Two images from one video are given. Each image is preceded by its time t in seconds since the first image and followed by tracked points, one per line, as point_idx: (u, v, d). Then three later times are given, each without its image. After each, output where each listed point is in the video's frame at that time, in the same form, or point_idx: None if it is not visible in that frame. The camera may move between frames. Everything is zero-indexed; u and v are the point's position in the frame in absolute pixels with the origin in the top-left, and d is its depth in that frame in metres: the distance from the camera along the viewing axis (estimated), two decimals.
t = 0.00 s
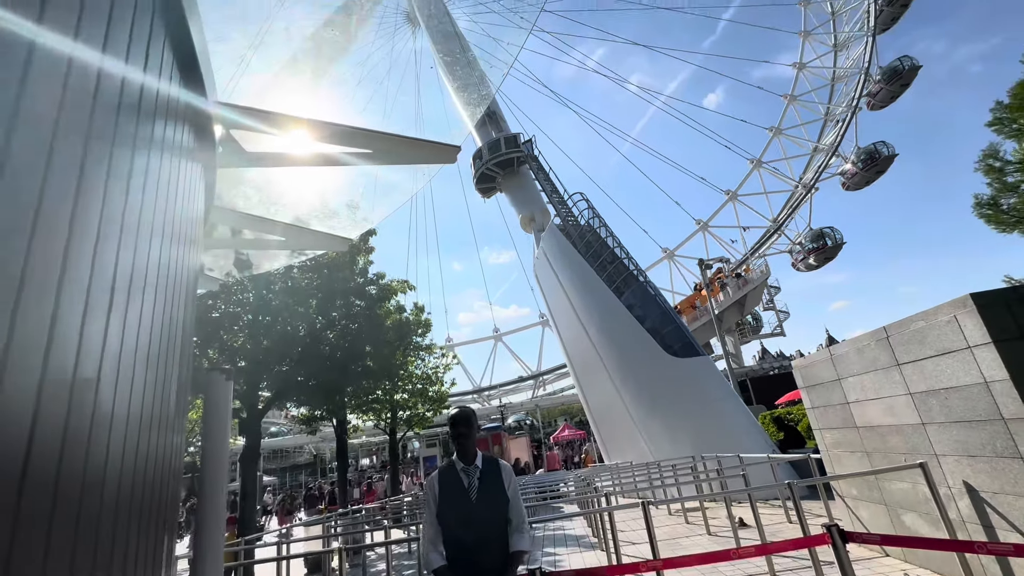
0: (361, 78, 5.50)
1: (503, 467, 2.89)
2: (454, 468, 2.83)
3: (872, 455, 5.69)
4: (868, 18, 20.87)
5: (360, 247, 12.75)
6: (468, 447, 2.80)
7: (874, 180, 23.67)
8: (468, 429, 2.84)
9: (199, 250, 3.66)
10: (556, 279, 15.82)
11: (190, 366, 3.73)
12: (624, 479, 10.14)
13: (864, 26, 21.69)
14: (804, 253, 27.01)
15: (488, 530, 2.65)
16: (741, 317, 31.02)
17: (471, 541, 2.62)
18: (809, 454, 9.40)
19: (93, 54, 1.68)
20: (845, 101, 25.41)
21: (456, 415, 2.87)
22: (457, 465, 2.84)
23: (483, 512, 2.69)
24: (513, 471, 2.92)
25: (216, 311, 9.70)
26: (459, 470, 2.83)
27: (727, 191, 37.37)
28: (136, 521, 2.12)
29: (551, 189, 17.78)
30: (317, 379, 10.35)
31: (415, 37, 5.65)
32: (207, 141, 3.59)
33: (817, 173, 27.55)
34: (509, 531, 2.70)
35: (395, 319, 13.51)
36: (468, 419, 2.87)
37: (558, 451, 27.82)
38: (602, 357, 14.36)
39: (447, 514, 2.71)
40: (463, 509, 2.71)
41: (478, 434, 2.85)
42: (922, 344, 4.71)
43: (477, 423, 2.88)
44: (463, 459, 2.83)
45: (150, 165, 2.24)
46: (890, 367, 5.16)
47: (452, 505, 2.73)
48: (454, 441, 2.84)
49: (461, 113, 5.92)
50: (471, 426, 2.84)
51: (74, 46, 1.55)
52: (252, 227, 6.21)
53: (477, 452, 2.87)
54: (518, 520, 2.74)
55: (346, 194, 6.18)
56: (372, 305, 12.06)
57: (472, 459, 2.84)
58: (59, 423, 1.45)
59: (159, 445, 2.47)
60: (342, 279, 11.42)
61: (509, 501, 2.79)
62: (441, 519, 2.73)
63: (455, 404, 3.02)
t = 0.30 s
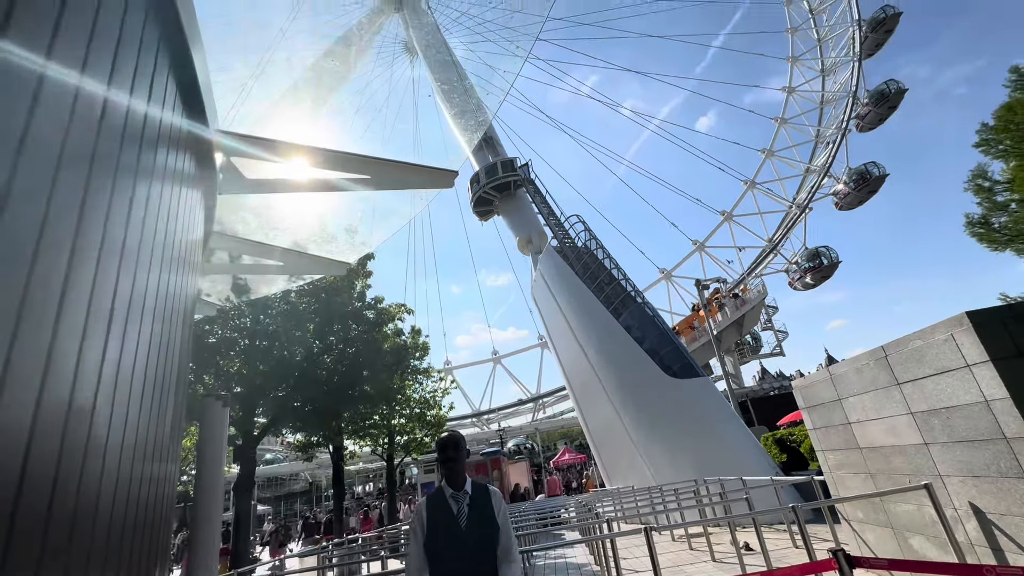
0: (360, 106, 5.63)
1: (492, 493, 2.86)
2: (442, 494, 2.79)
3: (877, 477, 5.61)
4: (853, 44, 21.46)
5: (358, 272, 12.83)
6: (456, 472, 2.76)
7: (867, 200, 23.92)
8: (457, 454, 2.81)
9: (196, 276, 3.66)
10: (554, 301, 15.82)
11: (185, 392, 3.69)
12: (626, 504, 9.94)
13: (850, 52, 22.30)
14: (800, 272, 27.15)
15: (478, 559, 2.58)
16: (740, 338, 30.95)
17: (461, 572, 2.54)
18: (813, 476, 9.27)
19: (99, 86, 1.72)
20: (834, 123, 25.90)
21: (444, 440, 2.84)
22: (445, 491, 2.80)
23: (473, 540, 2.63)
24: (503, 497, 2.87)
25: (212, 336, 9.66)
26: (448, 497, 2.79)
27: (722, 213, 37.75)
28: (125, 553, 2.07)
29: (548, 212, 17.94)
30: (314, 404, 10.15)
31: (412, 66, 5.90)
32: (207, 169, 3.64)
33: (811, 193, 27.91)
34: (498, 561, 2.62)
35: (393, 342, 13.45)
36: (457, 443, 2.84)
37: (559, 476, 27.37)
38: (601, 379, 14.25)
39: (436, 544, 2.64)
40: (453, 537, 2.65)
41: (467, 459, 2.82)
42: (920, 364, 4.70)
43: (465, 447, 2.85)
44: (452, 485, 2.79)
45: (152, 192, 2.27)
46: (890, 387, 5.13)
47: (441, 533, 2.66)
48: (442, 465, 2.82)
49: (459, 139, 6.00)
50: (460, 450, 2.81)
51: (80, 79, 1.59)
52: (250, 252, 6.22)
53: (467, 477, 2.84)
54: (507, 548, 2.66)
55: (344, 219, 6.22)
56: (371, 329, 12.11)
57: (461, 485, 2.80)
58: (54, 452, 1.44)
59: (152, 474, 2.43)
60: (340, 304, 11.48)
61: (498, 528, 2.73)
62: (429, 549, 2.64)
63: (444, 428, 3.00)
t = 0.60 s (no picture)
0: (361, 130, 5.76)
1: (483, 519, 2.80)
2: (432, 520, 2.73)
3: (883, 497, 5.51)
4: (844, 64, 21.84)
5: (358, 293, 12.82)
6: (447, 497, 2.71)
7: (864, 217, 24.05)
8: (448, 479, 2.76)
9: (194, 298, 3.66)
10: (554, 320, 15.75)
11: (180, 416, 3.64)
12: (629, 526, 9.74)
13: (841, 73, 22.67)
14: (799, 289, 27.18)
15: None
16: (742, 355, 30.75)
17: None
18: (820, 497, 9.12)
19: (100, 114, 1.75)
20: (829, 142, 26.20)
21: (435, 465, 2.79)
22: (436, 517, 2.75)
23: (464, 568, 2.57)
24: (494, 522, 2.82)
25: (210, 358, 9.68)
26: (438, 524, 2.73)
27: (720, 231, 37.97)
28: None
29: (547, 231, 18.03)
30: (313, 426, 9.97)
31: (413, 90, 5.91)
32: (207, 193, 3.67)
33: (808, 210, 28.10)
34: None
35: (393, 363, 13.37)
36: (448, 468, 2.80)
37: (561, 498, 26.92)
38: (602, 398, 14.11)
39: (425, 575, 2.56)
40: (443, 565, 2.58)
41: (458, 485, 2.77)
42: (923, 381, 4.66)
43: (456, 472, 2.80)
44: (443, 511, 2.74)
45: (151, 216, 2.29)
46: (893, 405, 5.08)
47: (431, 562, 2.59)
48: (432, 490, 2.76)
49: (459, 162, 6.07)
50: (451, 476, 2.76)
51: (81, 109, 1.62)
52: (250, 275, 6.23)
53: (458, 504, 2.78)
54: None
55: (344, 240, 6.25)
56: (368, 350, 12.09)
57: (452, 510, 2.75)
58: (43, 479, 1.43)
59: (144, 500, 2.39)
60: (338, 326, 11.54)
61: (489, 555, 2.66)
62: None
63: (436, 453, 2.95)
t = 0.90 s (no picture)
0: (364, 150, 5.77)
1: (482, 543, 2.75)
2: (431, 545, 2.67)
3: (895, 517, 5.39)
4: (840, 82, 22.14)
5: (359, 311, 12.81)
6: (445, 521, 2.67)
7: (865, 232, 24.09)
8: (446, 502, 2.72)
9: (194, 319, 3.65)
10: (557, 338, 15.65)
11: (177, 438, 3.60)
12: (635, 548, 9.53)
13: (837, 90, 22.98)
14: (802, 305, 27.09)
15: None
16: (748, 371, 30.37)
17: None
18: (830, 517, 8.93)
19: (104, 139, 1.76)
20: (827, 157, 26.40)
21: (433, 487, 2.75)
22: (434, 541, 2.69)
23: None
24: (494, 546, 2.77)
25: (211, 378, 9.86)
26: (437, 548, 2.68)
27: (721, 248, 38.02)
28: None
29: (548, 249, 18.10)
30: (314, 447, 9.80)
31: (415, 112, 6.01)
32: (208, 214, 3.69)
33: (808, 226, 28.18)
34: None
35: (394, 382, 13.27)
36: (446, 491, 2.76)
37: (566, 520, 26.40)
38: (605, 416, 13.95)
39: None
40: None
41: (457, 508, 2.72)
42: (930, 398, 4.62)
43: (455, 494, 2.76)
44: (441, 535, 2.69)
45: (152, 238, 2.29)
46: (901, 422, 5.01)
47: None
48: (430, 514, 2.70)
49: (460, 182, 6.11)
50: (450, 498, 2.72)
51: (86, 135, 1.63)
52: (251, 295, 6.22)
53: (456, 527, 2.73)
54: None
55: (345, 260, 6.28)
56: (370, 368, 11.92)
57: (450, 535, 2.69)
58: (38, 506, 1.41)
59: (140, 524, 2.35)
60: (339, 344, 11.61)
61: None
62: None
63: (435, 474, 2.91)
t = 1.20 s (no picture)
0: (368, 169, 5.81)
1: (488, 565, 2.69)
2: (435, 567, 2.62)
3: (908, 537, 5.26)
4: (837, 99, 22.35)
5: (362, 329, 12.80)
6: (450, 543, 2.62)
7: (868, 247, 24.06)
8: (451, 524, 2.67)
9: (198, 339, 3.65)
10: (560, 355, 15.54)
11: (179, 458, 3.57)
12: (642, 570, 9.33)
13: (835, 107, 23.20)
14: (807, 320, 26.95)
15: None
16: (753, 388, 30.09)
17: None
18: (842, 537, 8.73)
19: (114, 162, 1.79)
20: (827, 173, 26.52)
21: (437, 508, 2.71)
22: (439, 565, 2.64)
23: None
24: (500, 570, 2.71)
25: (212, 399, 9.94)
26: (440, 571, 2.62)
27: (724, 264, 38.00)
28: None
29: (550, 265, 18.14)
30: (315, 468, 9.65)
31: (418, 132, 6.10)
32: (214, 234, 3.71)
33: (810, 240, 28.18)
34: None
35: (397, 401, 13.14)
36: (451, 512, 2.71)
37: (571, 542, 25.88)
38: (610, 434, 13.77)
39: None
40: None
41: (462, 530, 2.68)
42: (939, 415, 4.56)
43: (460, 516, 2.71)
44: (446, 558, 2.63)
45: (158, 258, 2.31)
46: (911, 438, 4.93)
47: None
48: (434, 536, 2.66)
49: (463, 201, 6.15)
50: (455, 520, 2.68)
51: (96, 158, 1.66)
52: (254, 314, 6.22)
53: (461, 549, 2.68)
54: None
55: (349, 279, 6.30)
56: (372, 387, 11.81)
57: (456, 557, 2.63)
58: (38, 531, 1.39)
59: (139, 549, 2.30)
60: (342, 362, 11.54)
61: None
62: None
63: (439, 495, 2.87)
